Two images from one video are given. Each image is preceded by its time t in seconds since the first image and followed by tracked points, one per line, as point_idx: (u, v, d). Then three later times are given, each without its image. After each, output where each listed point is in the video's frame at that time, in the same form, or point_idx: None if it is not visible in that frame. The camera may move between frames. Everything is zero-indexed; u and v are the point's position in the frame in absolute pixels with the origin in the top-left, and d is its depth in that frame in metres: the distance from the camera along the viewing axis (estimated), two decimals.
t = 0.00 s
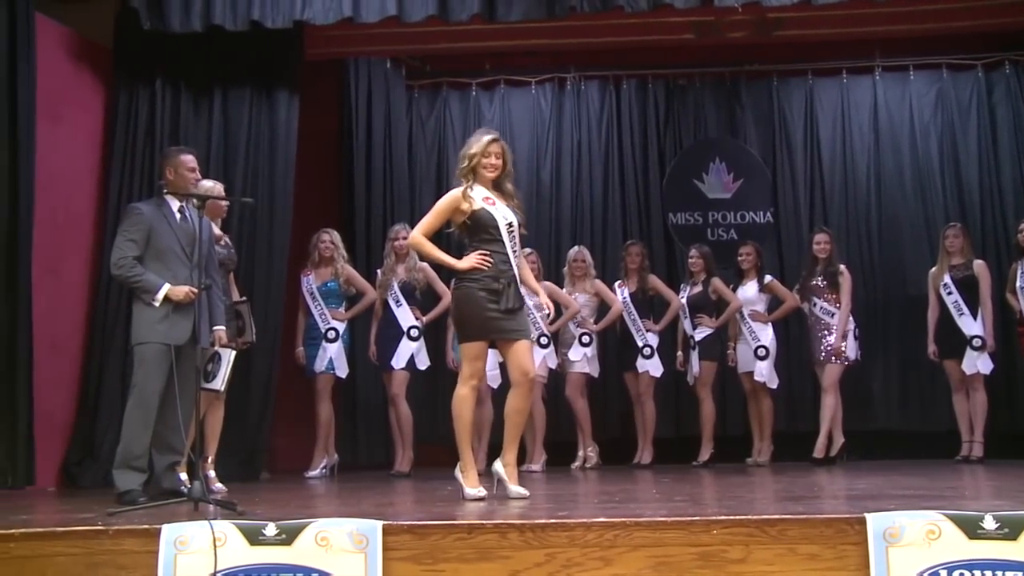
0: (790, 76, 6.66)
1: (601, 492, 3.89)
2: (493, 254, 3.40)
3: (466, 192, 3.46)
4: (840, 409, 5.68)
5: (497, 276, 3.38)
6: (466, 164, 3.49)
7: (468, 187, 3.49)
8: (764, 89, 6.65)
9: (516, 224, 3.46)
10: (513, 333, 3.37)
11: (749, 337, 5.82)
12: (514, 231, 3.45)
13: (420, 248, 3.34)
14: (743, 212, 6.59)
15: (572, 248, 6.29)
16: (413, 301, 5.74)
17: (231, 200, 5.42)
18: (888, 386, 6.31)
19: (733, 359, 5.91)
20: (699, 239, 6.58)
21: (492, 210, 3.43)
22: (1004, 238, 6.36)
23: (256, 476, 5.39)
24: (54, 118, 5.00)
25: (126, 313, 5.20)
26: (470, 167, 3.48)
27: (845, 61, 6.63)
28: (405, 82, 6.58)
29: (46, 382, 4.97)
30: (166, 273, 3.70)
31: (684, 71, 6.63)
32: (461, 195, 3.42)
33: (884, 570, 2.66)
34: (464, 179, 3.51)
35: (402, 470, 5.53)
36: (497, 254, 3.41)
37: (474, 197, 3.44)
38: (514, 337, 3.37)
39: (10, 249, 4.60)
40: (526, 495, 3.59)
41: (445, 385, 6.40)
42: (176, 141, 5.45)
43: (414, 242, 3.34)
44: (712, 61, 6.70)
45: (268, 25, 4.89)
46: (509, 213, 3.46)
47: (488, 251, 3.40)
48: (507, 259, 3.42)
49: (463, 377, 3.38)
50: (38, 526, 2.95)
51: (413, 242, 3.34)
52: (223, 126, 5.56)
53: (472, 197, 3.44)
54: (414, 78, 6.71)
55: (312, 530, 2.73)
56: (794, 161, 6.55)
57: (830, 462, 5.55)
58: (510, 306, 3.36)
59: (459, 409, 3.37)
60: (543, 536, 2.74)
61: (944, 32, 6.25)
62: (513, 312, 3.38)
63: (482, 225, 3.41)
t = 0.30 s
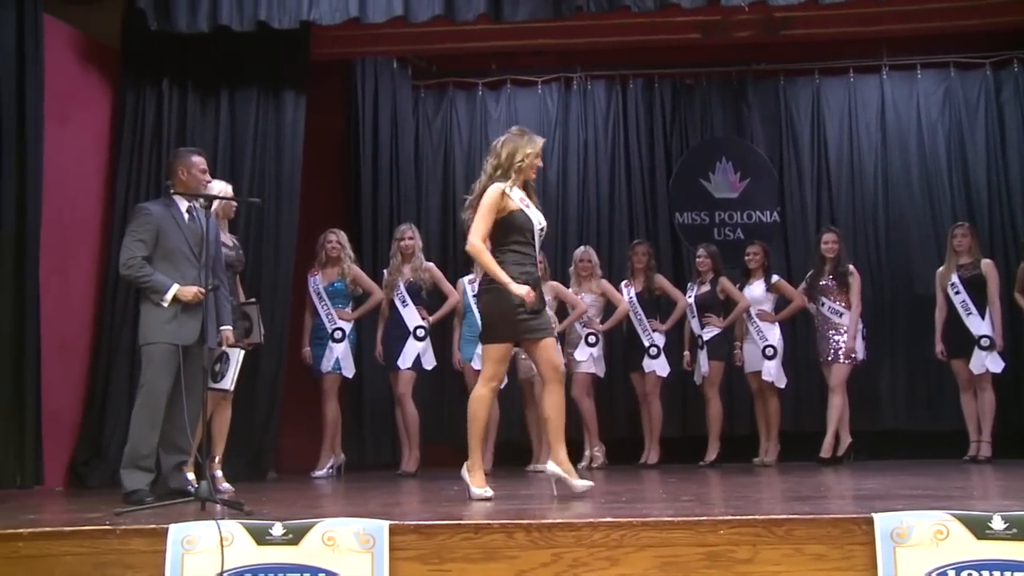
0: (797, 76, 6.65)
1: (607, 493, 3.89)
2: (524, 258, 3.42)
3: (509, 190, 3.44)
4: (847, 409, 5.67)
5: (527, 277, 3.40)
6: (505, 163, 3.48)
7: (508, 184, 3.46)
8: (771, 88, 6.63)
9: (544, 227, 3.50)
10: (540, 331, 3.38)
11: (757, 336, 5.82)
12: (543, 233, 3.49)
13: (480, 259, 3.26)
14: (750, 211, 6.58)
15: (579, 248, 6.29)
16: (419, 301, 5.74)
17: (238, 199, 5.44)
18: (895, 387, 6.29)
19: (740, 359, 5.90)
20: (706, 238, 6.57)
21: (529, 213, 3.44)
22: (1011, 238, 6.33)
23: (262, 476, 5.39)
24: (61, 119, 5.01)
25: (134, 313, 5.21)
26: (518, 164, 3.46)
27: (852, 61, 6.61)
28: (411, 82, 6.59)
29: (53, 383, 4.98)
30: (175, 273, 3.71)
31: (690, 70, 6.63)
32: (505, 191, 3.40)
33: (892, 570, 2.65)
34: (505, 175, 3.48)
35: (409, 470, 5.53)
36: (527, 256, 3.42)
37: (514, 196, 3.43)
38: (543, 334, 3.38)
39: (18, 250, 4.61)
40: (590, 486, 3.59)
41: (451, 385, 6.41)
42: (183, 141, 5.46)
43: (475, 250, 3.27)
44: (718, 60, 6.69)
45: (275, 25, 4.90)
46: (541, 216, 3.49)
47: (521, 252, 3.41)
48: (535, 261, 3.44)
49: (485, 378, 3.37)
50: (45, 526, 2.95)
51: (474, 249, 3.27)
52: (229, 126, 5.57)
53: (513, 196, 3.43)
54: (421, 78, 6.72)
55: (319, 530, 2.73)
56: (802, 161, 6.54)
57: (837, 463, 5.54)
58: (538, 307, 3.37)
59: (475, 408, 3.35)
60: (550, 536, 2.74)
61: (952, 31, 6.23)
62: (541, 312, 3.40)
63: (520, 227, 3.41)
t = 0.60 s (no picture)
0: (799, 75, 6.65)
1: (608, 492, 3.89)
2: (579, 260, 3.42)
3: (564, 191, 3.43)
4: (849, 409, 5.67)
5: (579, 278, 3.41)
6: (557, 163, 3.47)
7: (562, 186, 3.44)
8: (772, 88, 6.63)
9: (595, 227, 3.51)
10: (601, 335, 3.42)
11: (759, 336, 5.81)
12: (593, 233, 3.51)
13: (556, 268, 3.27)
14: (751, 211, 6.58)
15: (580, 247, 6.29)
16: (420, 301, 5.74)
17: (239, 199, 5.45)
18: (897, 387, 6.29)
19: (741, 357, 5.91)
20: (708, 237, 6.57)
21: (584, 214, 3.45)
22: (1013, 238, 6.32)
23: (263, 476, 5.39)
24: (63, 119, 5.01)
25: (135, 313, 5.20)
26: (572, 166, 3.46)
27: (854, 60, 6.61)
28: (412, 82, 6.60)
29: (55, 382, 4.98)
30: (179, 273, 3.71)
31: (692, 70, 6.63)
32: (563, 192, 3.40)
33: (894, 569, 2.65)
34: (559, 176, 3.47)
35: (410, 469, 5.53)
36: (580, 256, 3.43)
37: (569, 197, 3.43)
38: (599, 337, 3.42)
39: (20, 250, 4.61)
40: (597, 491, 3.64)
41: (453, 385, 6.41)
42: (184, 141, 5.46)
43: (548, 260, 3.28)
44: (720, 59, 6.69)
45: (276, 25, 4.89)
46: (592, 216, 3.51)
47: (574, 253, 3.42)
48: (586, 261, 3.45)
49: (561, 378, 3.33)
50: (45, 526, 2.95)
51: (547, 258, 3.28)
52: (231, 126, 5.57)
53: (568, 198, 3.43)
54: (423, 78, 6.73)
55: (320, 529, 2.73)
56: (803, 160, 6.54)
57: (838, 462, 5.53)
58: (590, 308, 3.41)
59: (541, 408, 3.32)
60: (552, 535, 2.75)
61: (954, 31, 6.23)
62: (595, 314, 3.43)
63: (575, 229, 3.42)
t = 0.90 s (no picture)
0: (794, 74, 6.66)
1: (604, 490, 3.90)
2: (631, 258, 3.43)
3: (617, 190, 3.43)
4: (843, 407, 5.68)
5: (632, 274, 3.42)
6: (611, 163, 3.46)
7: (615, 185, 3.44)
8: (768, 86, 6.65)
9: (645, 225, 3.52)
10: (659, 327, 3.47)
11: (753, 335, 5.82)
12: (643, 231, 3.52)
13: (585, 268, 3.29)
14: (747, 210, 6.53)
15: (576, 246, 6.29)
16: (415, 299, 5.75)
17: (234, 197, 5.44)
18: (892, 386, 6.30)
19: (737, 356, 5.93)
20: (703, 237, 6.52)
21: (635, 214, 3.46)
22: (1008, 237, 6.34)
23: (258, 474, 5.40)
24: (58, 117, 5.01)
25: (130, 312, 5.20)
26: (623, 165, 3.44)
27: (848, 59, 6.62)
28: (407, 79, 6.60)
29: (51, 380, 4.98)
30: (178, 272, 3.70)
31: (688, 68, 6.63)
32: (617, 190, 3.37)
33: (887, 567, 2.65)
34: (610, 176, 3.46)
35: (405, 468, 5.53)
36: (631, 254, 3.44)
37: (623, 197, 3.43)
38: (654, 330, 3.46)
39: (14, 249, 4.60)
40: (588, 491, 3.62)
41: (449, 383, 6.42)
42: (180, 139, 5.46)
43: (584, 258, 3.30)
44: (715, 58, 6.70)
45: (272, 24, 4.89)
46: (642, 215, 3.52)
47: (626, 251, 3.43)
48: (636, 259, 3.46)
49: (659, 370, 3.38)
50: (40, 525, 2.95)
51: (585, 256, 3.30)
52: (227, 125, 5.56)
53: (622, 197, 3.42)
54: (419, 76, 6.73)
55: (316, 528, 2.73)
56: (799, 159, 6.55)
57: (833, 461, 5.54)
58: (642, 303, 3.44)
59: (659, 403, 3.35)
60: (547, 534, 2.75)
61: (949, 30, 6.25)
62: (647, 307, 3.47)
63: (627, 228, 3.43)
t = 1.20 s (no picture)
0: (772, 75, 6.70)
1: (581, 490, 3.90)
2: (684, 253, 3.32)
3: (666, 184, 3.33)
4: (818, 407, 5.72)
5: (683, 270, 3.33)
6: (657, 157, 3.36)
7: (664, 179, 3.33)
8: (745, 87, 6.68)
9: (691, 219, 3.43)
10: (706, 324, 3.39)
11: (729, 334, 5.86)
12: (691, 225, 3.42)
13: (662, 263, 3.17)
14: (724, 210, 6.61)
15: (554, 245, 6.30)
16: (392, 298, 5.75)
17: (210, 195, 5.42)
18: (866, 386, 6.35)
19: (712, 357, 5.93)
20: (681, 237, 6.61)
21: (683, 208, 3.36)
22: (980, 239, 6.40)
23: (234, 474, 5.39)
24: (31, 113, 4.98)
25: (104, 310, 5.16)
26: (669, 158, 3.34)
27: (825, 61, 6.67)
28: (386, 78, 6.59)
29: (24, 378, 4.94)
30: (157, 271, 3.69)
31: (666, 69, 6.66)
32: (666, 184, 3.27)
33: (859, 565, 2.68)
34: (657, 170, 3.36)
35: (382, 467, 5.53)
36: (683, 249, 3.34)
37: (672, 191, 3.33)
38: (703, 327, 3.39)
39: None
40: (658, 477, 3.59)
41: (426, 382, 6.42)
42: (155, 137, 5.43)
43: (658, 254, 3.17)
44: (693, 58, 6.73)
45: (249, 20, 4.88)
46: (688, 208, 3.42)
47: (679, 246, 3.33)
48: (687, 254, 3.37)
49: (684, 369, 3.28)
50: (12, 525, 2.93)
51: (658, 253, 3.18)
52: (203, 123, 5.54)
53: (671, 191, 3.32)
54: (397, 75, 6.73)
55: (290, 527, 2.72)
56: (776, 160, 6.58)
57: (808, 460, 5.57)
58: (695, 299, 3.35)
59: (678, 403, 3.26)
60: (523, 533, 2.76)
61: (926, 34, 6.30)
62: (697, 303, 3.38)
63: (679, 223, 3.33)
